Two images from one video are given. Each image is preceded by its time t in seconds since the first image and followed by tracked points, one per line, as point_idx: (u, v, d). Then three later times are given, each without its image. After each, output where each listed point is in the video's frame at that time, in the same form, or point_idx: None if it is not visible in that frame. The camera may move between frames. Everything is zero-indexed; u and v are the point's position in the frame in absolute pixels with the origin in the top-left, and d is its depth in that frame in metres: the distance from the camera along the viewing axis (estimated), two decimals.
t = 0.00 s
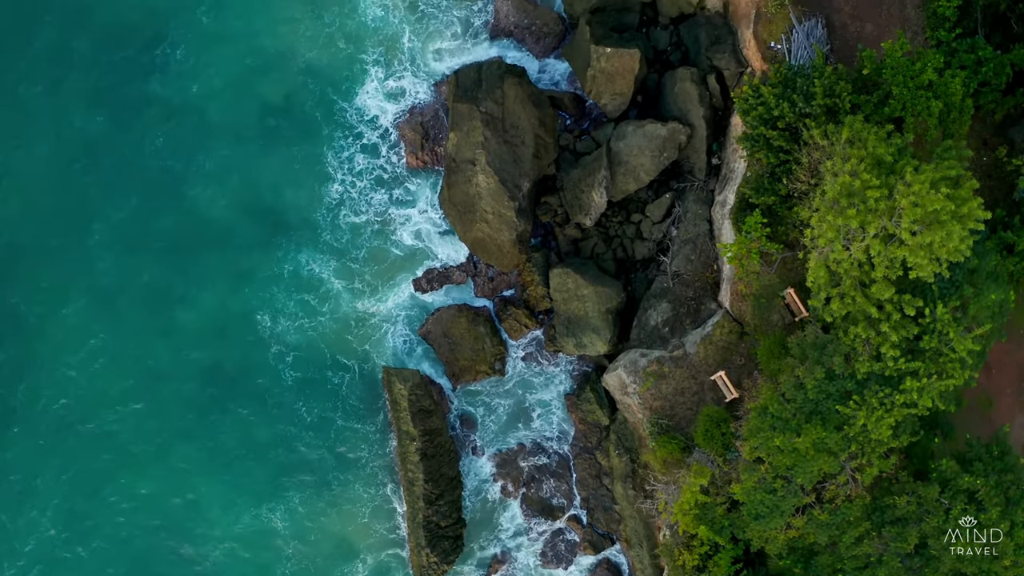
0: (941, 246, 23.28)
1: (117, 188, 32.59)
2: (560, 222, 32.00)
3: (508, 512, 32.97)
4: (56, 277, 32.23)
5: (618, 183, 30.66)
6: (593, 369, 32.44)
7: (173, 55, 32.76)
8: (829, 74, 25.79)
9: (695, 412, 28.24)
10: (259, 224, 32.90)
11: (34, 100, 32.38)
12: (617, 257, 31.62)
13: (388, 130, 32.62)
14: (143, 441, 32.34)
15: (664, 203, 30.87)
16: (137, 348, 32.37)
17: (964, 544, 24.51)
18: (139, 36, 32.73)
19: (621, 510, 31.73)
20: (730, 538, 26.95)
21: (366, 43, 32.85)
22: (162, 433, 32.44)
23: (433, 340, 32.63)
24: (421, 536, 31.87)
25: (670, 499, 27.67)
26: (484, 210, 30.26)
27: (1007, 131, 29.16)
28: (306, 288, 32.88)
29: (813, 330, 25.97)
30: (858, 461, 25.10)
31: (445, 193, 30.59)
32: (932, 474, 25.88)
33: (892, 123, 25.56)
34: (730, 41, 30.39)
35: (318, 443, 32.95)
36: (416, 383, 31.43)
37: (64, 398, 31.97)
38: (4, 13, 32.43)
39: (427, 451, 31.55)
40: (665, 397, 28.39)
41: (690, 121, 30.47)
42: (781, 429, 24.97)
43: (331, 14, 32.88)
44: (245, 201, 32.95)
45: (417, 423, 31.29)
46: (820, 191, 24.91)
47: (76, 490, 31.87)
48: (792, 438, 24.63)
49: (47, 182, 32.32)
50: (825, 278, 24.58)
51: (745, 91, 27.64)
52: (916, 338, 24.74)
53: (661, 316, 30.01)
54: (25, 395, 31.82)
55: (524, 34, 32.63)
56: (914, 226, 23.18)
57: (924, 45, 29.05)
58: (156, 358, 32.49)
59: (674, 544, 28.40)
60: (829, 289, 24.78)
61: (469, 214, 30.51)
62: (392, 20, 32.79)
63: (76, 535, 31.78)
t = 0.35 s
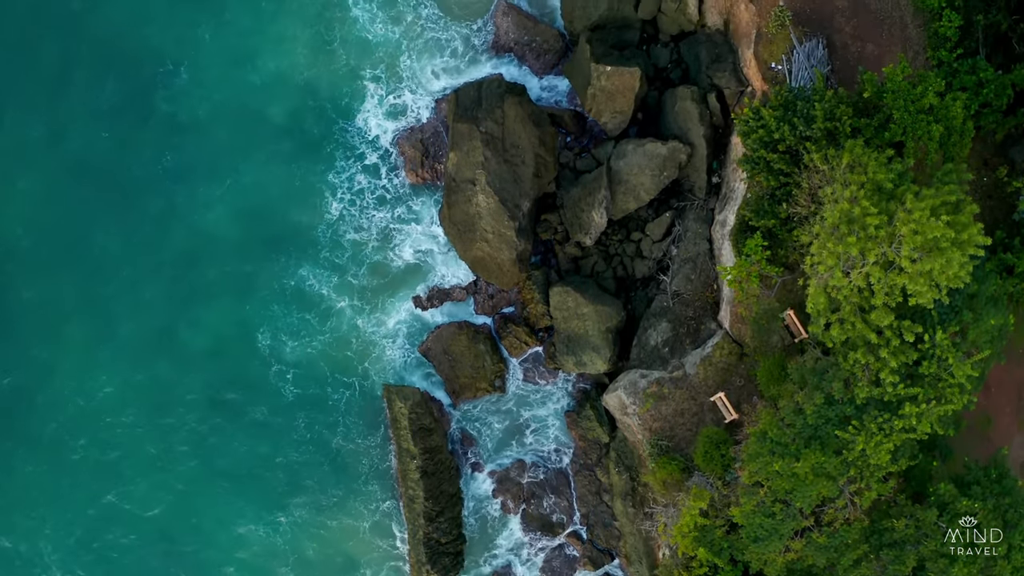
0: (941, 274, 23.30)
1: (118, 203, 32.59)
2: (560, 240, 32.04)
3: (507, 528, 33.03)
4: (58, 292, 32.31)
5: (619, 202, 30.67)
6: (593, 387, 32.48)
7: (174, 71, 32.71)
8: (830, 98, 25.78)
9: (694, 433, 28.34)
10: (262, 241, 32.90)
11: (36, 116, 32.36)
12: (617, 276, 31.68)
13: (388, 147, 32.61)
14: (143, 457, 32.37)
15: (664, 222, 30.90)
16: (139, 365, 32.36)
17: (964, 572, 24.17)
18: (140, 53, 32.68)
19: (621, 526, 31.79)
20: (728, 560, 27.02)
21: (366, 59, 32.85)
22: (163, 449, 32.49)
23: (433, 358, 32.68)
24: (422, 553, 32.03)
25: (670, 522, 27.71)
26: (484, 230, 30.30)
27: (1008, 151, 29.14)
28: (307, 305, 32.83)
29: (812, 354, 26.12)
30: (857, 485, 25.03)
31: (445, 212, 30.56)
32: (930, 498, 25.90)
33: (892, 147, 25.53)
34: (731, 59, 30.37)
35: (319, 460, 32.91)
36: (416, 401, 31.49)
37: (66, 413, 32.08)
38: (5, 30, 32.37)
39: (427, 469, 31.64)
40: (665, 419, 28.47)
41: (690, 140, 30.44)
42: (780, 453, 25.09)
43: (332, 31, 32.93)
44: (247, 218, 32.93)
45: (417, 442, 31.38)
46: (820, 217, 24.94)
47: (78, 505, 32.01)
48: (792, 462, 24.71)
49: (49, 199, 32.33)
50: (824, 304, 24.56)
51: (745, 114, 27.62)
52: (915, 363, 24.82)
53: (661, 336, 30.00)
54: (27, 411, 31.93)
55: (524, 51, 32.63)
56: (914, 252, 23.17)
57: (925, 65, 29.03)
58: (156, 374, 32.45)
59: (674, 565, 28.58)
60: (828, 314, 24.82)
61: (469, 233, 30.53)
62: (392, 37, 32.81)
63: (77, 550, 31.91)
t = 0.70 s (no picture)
0: (941, 298, 23.33)
1: (118, 217, 32.35)
2: (560, 256, 31.98)
3: (506, 544, 33.04)
4: (56, 304, 31.85)
5: (619, 219, 30.63)
6: (592, 403, 32.60)
7: (175, 86, 32.69)
8: (830, 119, 25.81)
9: (693, 452, 28.36)
10: (265, 256, 32.72)
11: (35, 129, 32.15)
12: (617, 292, 31.70)
13: (389, 163, 32.70)
14: (142, 472, 31.88)
15: (665, 240, 30.86)
16: (138, 380, 31.95)
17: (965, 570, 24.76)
18: (141, 68, 32.67)
19: (621, 541, 31.82)
20: None
21: (367, 75, 32.90)
22: (161, 463, 32.03)
23: (433, 373, 32.70)
24: (422, 568, 32.14)
25: (668, 543, 27.86)
26: (484, 248, 30.31)
27: (1008, 170, 29.09)
28: (308, 320, 32.69)
29: (812, 377, 26.15)
30: (855, 506, 25.15)
31: (445, 229, 30.56)
32: (930, 519, 25.84)
33: (892, 169, 25.50)
34: (731, 77, 30.37)
35: (320, 473, 32.73)
36: (417, 418, 31.48)
37: (63, 428, 31.56)
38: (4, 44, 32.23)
39: (427, 485, 31.65)
40: (665, 438, 28.53)
41: (691, 157, 30.42)
42: (779, 476, 25.07)
43: (333, 47, 32.96)
44: (250, 232, 32.73)
45: (417, 458, 31.38)
46: (819, 240, 24.95)
47: (73, 523, 31.40)
48: (791, 484, 24.83)
49: (48, 213, 32.00)
50: (824, 327, 24.45)
51: (745, 134, 27.47)
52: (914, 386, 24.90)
53: (661, 354, 29.97)
54: (24, 426, 31.44)
55: (524, 68, 32.65)
56: (913, 277, 23.18)
57: (925, 83, 29.02)
58: (155, 388, 32.02)
59: None
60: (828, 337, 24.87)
61: (469, 251, 30.53)
62: (393, 54, 32.95)
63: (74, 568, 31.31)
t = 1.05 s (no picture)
0: (941, 326, 23.31)
1: (118, 234, 32.30)
2: (560, 274, 31.99)
3: (506, 559, 33.16)
4: (56, 322, 31.77)
5: (619, 238, 30.69)
6: (592, 420, 32.59)
7: (177, 102, 32.69)
8: (830, 143, 25.80)
9: (693, 473, 28.48)
10: (265, 273, 32.62)
11: (35, 147, 32.11)
12: (617, 310, 31.70)
13: (389, 180, 32.67)
14: (142, 490, 31.86)
15: (664, 259, 30.92)
16: (140, 396, 31.92)
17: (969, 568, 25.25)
18: (141, 84, 32.62)
19: (621, 559, 31.70)
20: None
21: (368, 92, 32.88)
22: (161, 482, 31.91)
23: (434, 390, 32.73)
24: None
25: (666, 564, 27.94)
26: (484, 267, 30.35)
27: (1008, 190, 29.07)
28: (310, 337, 32.62)
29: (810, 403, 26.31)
30: (854, 530, 25.03)
31: (445, 248, 30.59)
32: (927, 541, 26.16)
33: (893, 194, 25.49)
34: (731, 95, 30.37)
35: (320, 490, 32.71)
36: (417, 436, 31.57)
37: (63, 446, 31.53)
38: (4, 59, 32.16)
39: (427, 502, 31.70)
40: (665, 458, 28.63)
41: (691, 176, 30.41)
42: (779, 499, 25.13)
43: (333, 63, 32.93)
44: (250, 249, 32.64)
45: (417, 476, 31.42)
46: (819, 265, 24.97)
47: (74, 541, 31.42)
48: (790, 508, 24.89)
49: (49, 228, 31.96)
50: (823, 353, 24.50)
51: (745, 156, 27.47)
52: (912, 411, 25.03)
53: (661, 374, 30.01)
54: (24, 445, 31.38)
55: (525, 85, 32.65)
56: (913, 303, 23.22)
57: (925, 104, 28.98)
58: (155, 406, 31.93)
59: None
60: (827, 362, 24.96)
61: (469, 270, 30.57)
62: (394, 71, 32.91)
63: None
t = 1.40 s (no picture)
0: (940, 351, 23.27)
1: (118, 249, 32.30)
2: (560, 290, 32.03)
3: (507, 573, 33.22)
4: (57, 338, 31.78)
5: (619, 255, 30.71)
6: (593, 435, 32.43)
7: (177, 117, 32.72)
8: (830, 165, 25.75)
9: (692, 491, 28.58)
10: (266, 287, 32.56)
11: (35, 163, 32.17)
12: (617, 327, 31.74)
13: (389, 196, 32.68)
14: (142, 506, 31.81)
15: (664, 276, 30.96)
16: (142, 411, 31.94)
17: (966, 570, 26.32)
18: (141, 100, 32.68)
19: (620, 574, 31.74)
20: None
21: (369, 107, 32.86)
22: (161, 498, 31.89)
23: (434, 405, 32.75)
24: None
25: None
26: (484, 284, 30.37)
27: (1008, 209, 29.07)
28: (312, 352, 32.52)
29: (812, 424, 26.38)
30: (852, 551, 24.98)
31: (445, 265, 30.56)
32: (925, 562, 25.95)
33: (893, 217, 25.47)
34: (731, 112, 30.30)
35: (321, 506, 32.62)
36: (417, 452, 31.65)
37: (64, 462, 31.54)
38: (6, 76, 32.33)
39: (427, 517, 31.76)
40: (665, 477, 28.73)
41: (691, 194, 30.39)
42: (777, 521, 25.32)
43: (332, 78, 32.91)
44: (251, 264, 32.59)
45: (417, 492, 31.51)
46: (819, 288, 25.06)
47: (75, 557, 31.45)
48: (788, 530, 25.04)
49: (50, 243, 32.02)
50: (822, 376, 24.57)
51: (745, 176, 27.42)
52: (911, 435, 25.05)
53: (660, 392, 29.98)
54: (24, 461, 31.43)
55: (525, 101, 32.64)
56: (913, 327, 23.21)
57: (926, 122, 28.91)
58: (156, 422, 31.96)
59: None
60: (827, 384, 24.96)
61: (469, 287, 30.58)
62: (395, 86, 32.90)
63: None
